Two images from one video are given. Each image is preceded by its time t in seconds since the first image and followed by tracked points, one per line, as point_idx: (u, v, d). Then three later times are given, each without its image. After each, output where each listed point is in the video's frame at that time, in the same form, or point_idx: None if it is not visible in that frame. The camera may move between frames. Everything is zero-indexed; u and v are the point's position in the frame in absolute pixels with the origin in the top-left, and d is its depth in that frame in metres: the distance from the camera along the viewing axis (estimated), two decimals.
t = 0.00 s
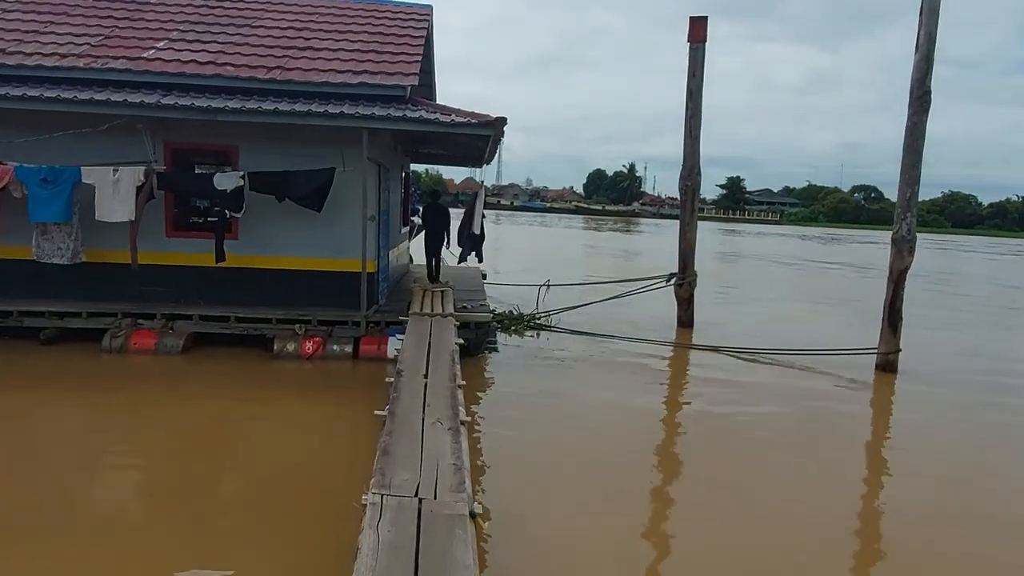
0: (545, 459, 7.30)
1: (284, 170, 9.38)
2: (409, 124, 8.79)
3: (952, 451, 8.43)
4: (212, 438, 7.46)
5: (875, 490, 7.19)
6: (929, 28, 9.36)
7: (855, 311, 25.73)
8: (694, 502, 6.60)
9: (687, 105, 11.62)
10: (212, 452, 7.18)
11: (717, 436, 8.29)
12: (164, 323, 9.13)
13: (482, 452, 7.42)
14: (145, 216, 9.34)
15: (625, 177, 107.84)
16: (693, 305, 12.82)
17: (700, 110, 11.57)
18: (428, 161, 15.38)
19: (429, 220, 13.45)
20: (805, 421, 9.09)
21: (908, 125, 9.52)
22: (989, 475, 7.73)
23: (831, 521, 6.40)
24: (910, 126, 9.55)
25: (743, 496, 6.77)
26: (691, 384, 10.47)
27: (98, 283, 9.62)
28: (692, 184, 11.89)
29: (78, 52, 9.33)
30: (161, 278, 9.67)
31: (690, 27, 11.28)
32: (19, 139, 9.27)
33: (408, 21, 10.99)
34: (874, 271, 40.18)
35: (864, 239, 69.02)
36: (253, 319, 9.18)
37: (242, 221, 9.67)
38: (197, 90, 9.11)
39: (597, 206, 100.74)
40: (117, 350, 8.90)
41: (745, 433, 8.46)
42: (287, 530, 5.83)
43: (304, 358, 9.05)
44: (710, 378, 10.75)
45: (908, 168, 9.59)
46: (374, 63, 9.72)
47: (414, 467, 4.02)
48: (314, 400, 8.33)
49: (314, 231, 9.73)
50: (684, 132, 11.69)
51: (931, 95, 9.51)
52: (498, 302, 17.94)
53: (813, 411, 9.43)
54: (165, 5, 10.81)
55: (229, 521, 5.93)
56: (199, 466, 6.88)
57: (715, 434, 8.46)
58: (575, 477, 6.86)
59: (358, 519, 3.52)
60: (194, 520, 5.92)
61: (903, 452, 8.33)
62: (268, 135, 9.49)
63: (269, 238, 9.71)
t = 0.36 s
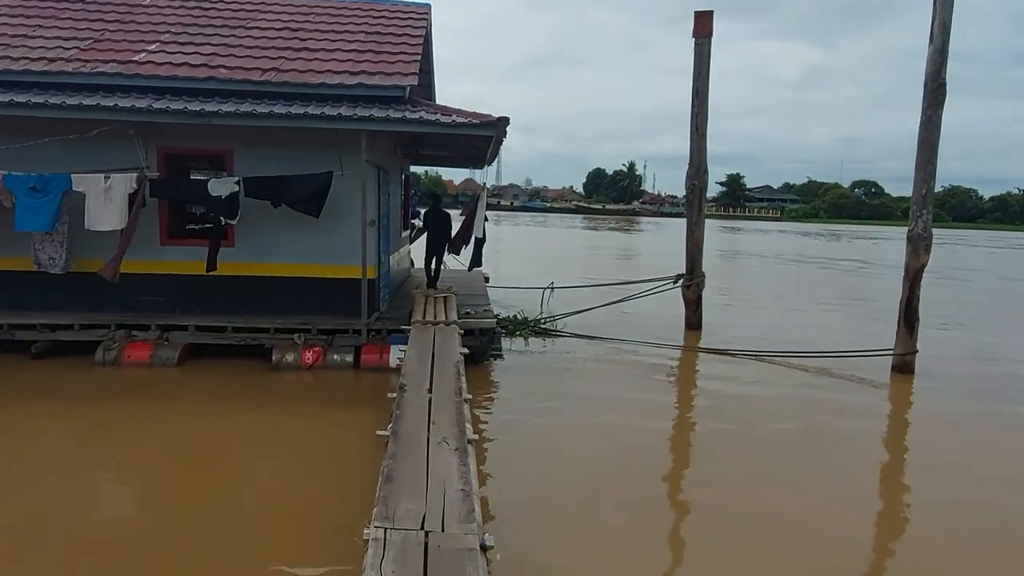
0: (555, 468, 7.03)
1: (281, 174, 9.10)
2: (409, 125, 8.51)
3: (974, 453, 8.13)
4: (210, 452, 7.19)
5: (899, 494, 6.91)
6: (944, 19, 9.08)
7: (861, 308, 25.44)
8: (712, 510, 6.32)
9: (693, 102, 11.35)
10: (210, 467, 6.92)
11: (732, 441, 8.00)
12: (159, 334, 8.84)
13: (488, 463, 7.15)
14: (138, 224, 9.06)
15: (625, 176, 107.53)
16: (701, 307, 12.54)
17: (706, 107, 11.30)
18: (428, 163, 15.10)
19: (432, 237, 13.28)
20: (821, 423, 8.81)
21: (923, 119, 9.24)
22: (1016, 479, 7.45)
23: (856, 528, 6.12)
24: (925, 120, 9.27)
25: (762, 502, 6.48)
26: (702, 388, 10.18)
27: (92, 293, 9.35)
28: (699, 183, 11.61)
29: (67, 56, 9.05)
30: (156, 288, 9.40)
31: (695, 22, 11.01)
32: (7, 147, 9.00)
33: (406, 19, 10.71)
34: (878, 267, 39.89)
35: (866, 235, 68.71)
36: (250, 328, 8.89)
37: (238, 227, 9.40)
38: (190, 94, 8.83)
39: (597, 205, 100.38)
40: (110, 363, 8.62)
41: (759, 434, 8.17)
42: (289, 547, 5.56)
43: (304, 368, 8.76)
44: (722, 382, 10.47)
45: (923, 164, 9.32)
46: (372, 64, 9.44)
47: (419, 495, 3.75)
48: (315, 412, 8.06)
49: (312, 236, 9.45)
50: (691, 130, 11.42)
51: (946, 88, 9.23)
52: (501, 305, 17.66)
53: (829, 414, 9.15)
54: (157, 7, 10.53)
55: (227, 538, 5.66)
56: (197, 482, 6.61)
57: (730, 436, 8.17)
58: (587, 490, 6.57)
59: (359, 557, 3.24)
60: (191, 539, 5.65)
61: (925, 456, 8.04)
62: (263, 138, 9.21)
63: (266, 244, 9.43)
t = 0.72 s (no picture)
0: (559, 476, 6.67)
1: (272, 173, 8.74)
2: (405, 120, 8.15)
3: (1000, 456, 7.77)
4: (198, 461, 6.86)
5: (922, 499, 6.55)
6: (961, 6, 8.72)
7: (866, 306, 25.08)
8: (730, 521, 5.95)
9: (699, 96, 11.00)
10: (198, 476, 6.58)
11: (745, 447, 7.64)
12: (146, 341, 8.48)
13: (490, 474, 6.79)
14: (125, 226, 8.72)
15: (624, 175, 107.18)
16: (707, 308, 12.18)
17: (712, 101, 10.94)
18: (426, 161, 14.74)
19: (433, 226, 12.80)
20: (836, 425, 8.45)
21: (940, 111, 8.89)
22: None
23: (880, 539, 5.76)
24: (942, 112, 8.91)
25: (779, 510, 6.13)
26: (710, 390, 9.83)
27: (78, 298, 9.00)
28: (706, 180, 11.25)
29: (49, 51, 8.68)
30: (144, 292, 9.05)
31: (701, 13, 10.65)
32: None
33: (402, 12, 10.34)
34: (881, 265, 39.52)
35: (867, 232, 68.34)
36: (240, 334, 8.53)
37: (228, 227, 9.05)
38: (177, 89, 8.47)
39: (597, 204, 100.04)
40: (95, 371, 8.24)
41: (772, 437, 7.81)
42: (279, 561, 5.22)
43: (297, 375, 8.39)
44: (731, 384, 10.10)
45: (940, 158, 8.98)
46: (367, 57, 9.08)
47: (415, 524, 3.40)
48: (309, 420, 7.71)
49: (306, 237, 9.10)
50: (697, 125, 11.07)
51: (964, 79, 8.87)
52: (502, 307, 17.30)
53: (845, 418, 8.79)
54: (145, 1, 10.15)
55: (213, 552, 5.32)
56: (183, 492, 6.27)
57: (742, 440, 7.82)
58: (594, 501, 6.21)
59: None
60: (174, 552, 5.30)
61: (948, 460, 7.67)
62: (254, 136, 8.85)
63: (257, 246, 9.08)
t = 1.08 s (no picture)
0: (566, 496, 6.29)
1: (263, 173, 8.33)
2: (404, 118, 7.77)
3: None
4: (186, 474, 6.50)
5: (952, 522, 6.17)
6: None
7: (872, 308, 24.72)
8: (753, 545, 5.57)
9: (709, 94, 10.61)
10: (185, 489, 6.22)
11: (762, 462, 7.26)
12: (131, 349, 8.08)
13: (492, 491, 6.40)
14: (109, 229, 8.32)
15: (624, 175, 106.85)
16: (716, 312, 11.79)
17: (723, 99, 10.55)
18: (425, 161, 14.34)
19: (438, 220, 12.58)
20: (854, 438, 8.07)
21: (964, 109, 8.50)
22: None
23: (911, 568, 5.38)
24: (966, 110, 8.53)
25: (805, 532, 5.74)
26: (721, 400, 9.45)
27: (62, 304, 8.61)
28: (716, 180, 10.86)
29: (31, 46, 8.27)
30: (131, 298, 8.66)
31: (712, 7, 10.27)
32: None
33: (401, 6, 9.94)
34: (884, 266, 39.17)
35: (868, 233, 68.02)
36: (231, 342, 8.13)
37: (219, 230, 8.66)
38: (164, 85, 8.06)
39: (597, 205, 99.69)
40: (77, 381, 7.84)
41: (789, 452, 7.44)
42: None
43: (290, 385, 7.99)
44: (743, 393, 9.71)
45: (964, 158, 8.59)
46: (364, 53, 8.68)
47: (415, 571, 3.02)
48: (303, 430, 7.35)
49: (300, 240, 8.70)
50: (706, 124, 10.68)
51: (989, 76, 8.49)
52: (502, 310, 16.91)
53: (864, 429, 8.41)
54: None
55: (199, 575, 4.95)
56: (168, 507, 5.91)
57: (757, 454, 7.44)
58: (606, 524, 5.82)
59: None
60: None
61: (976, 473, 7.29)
62: (245, 134, 8.46)
63: (249, 249, 8.69)
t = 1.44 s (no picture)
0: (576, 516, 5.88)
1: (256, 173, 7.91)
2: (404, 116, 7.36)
3: None
4: (173, 489, 6.12)
5: (991, 540, 5.76)
6: None
7: (879, 310, 24.30)
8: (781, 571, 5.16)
9: (721, 92, 10.22)
10: (169, 507, 5.81)
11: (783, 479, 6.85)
12: (115, 359, 7.66)
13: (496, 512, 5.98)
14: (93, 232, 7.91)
15: (624, 175, 106.45)
16: (726, 318, 11.39)
17: (734, 97, 10.16)
18: (426, 161, 13.94)
19: (444, 220, 12.47)
20: (878, 449, 7.65)
21: (990, 108, 8.10)
22: None
23: None
24: (993, 109, 8.13)
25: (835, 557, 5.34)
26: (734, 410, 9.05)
27: (45, 311, 8.20)
28: (727, 182, 10.45)
29: (12, 40, 7.86)
30: (117, 304, 8.26)
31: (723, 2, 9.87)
32: None
33: None
34: (889, 268, 38.72)
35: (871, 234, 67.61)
36: (220, 351, 7.70)
37: (209, 234, 8.25)
38: (150, 81, 7.66)
39: (597, 206, 99.29)
40: (58, 393, 7.42)
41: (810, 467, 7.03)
42: None
43: (283, 398, 7.55)
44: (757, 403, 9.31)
45: (990, 159, 8.20)
46: (362, 48, 8.27)
47: None
48: (298, 443, 6.96)
49: (294, 244, 8.30)
50: (717, 123, 10.29)
51: (1017, 73, 8.09)
52: (504, 315, 16.51)
53: (886, 442, 8.00)
54: None
55: None
56: (151, 525, 5.53)
57: (776, 466, 7.03)
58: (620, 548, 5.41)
59: None
60: None
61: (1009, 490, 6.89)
62: (237, 133, 8.06)
63: (241, 253, 8.29)
